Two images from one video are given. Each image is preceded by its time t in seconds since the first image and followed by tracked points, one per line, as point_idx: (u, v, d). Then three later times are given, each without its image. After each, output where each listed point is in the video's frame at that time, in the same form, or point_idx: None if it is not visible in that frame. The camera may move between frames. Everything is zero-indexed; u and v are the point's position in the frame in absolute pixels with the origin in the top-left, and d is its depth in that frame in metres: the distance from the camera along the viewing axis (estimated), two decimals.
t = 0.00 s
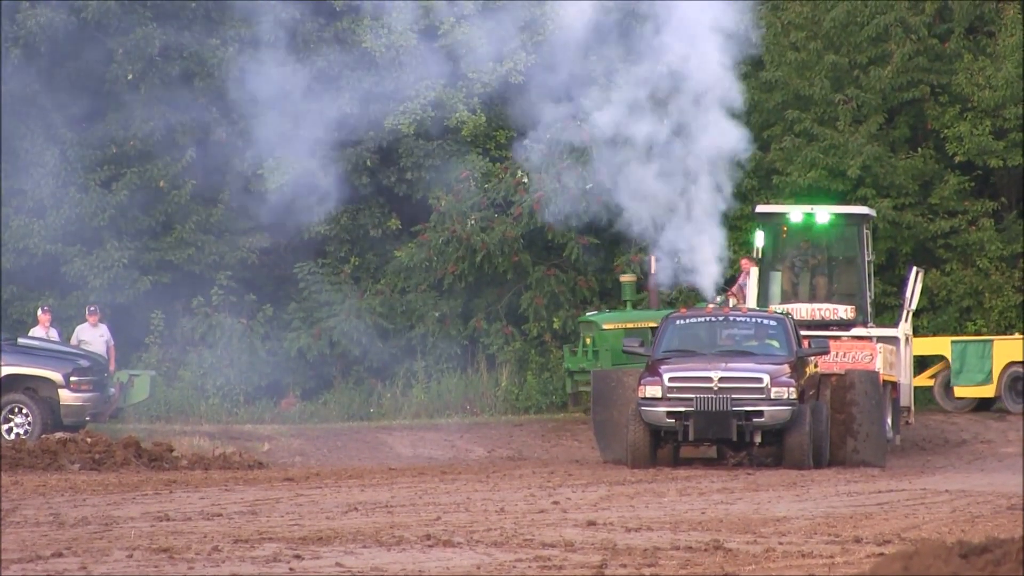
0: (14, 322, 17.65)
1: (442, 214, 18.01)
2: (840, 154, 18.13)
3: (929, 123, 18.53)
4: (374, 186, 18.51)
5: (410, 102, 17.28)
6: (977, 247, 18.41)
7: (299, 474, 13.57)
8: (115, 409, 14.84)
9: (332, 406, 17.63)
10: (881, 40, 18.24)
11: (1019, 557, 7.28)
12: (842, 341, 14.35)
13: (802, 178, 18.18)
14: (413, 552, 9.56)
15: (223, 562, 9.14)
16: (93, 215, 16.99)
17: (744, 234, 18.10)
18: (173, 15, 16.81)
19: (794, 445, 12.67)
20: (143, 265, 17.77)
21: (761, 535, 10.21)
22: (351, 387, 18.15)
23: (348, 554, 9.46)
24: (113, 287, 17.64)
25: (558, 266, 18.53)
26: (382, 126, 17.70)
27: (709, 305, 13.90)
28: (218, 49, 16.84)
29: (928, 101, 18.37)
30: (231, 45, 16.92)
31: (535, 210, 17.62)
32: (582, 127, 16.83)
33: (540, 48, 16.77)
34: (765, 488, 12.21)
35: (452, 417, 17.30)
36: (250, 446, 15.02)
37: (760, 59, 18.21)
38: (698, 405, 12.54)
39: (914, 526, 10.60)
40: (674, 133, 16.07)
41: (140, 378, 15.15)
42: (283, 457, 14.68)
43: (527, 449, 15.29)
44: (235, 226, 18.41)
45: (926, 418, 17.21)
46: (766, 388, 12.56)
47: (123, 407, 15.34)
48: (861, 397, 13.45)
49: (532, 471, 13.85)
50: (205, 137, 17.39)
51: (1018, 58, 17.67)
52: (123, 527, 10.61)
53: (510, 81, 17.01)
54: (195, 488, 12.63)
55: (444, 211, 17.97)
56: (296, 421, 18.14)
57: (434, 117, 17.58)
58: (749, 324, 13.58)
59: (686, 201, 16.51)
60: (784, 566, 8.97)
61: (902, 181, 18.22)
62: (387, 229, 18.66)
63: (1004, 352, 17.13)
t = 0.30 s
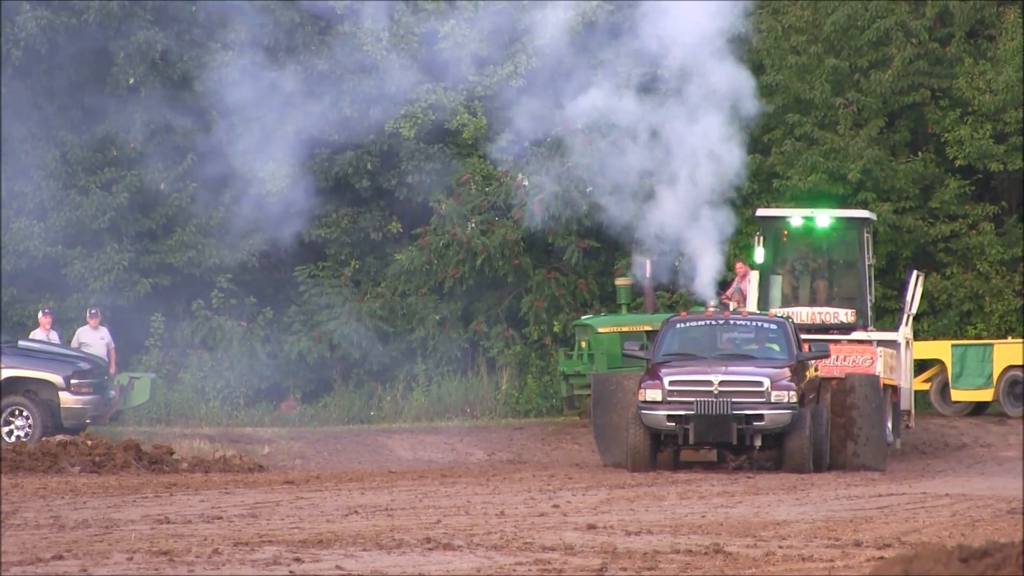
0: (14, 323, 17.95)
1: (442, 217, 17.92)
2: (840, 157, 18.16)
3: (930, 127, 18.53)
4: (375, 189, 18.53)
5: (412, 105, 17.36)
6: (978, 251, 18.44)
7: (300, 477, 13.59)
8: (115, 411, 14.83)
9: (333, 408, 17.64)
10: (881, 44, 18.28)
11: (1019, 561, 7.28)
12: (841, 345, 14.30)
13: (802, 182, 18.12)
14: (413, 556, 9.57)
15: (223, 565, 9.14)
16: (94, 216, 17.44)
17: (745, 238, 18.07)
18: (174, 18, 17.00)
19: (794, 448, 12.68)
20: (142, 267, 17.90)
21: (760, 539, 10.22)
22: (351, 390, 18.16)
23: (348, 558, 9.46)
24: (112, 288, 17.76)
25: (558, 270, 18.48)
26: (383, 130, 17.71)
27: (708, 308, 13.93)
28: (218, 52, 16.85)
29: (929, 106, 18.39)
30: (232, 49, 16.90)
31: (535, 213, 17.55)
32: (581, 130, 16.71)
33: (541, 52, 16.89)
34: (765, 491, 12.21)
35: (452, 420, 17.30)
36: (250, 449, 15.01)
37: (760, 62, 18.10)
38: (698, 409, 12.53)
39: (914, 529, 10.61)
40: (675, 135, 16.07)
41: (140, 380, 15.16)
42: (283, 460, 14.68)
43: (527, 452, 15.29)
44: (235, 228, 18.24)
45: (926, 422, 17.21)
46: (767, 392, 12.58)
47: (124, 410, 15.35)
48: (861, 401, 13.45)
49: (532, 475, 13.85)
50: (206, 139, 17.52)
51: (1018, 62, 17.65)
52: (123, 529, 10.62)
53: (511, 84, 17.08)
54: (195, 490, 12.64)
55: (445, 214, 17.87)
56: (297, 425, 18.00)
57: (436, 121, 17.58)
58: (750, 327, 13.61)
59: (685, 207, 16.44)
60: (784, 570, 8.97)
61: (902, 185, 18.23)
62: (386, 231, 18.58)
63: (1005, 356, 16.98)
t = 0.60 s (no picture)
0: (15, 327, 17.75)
1: (443, 221, 17.74)
2: (842, 161, 18.18)
3: (931, 131, 18.53)
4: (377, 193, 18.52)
5: (411, 110, 17.30)
6: (979, 255, 18.41)
7: (301, 481, 13.61)
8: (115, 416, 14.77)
9: (333, 411, 17.63)
10: (882, 48, 18.21)
11: (1020, 565, 7.28)
12: (842, 348, 14.43)
13: (803, 186, 18.21)
14: (413, 559, 9.57)
15: (224, 568, 9.15)
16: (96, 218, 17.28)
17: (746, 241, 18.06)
18: (174, 23, 17.19)
19: (795, 452, 12.70)
20: (143, 271, 17.73)
21: (761, 542, 10.23)
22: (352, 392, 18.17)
23: (349, 561, 9.47)
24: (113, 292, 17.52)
25: (560, 273, 18.26)
26: (383, 133, 17.68)
27: (710, 312, 13.91)
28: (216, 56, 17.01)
29: (929, 109, 18.37)
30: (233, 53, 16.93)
31: (538, 216, 17.40)
32: (583, 132, 16.95)
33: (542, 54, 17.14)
34: (765, 495, 12.22)
35: (453, 423, 17.31)
36: (251, 452, 15.01)
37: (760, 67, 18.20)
38: (699, 413, 12.55)
39: (915, 533, 10.61)
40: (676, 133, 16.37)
41: (141, 384, 15.14)
42: (284, 463, 14.67)
43: (528, 456, 15.29)
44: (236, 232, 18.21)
45: (927, 426, 17.22)
46: (768, 396, 12.58)
47: (125, 413, 15.35)
48: (861, 405, 13.47)
49: (533, 479, 13.87)
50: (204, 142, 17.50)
51: (1019, 66, 17.62)
52: (123, 532, 10.62)
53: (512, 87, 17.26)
54: (196, 493, 12.64)
55: (446, 219, 17.66)
56: (298, 428, 17.96)
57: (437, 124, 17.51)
58: (751, 331, 13.61)
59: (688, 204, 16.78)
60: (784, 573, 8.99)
61: (903, 189, 18.21)
62: (387, 235, 18.30)
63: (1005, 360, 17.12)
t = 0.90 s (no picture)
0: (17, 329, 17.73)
1: (445, 222, 17.85)
2: (844, 162, 18.14)
3: (932, 131, 18.51)
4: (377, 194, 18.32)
5: (413, 111, 17.32)
6: (981, 256, 18.41)
7: (303, 482, 13.62)
8: (118, 418, 14.78)
9: (336, 412, 17.63)
10: (884, 48, 18.18)
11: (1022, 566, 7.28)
12: (843, 349, 14.39)
13: (805, 187, 18.22)
14: (415, 560, 9.58)
15: (225, 570, 9.15)
16: (98, 221, 16.80)
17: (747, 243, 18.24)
18: (176, 23, 16.90)
19: (797, 453, 12.70)
20: (147, 273, 17.42)
21: (763, 544, 10.22)
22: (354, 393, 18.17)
23: (351, 562, 9.47)
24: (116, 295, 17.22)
25: (561, 274, 18.29)
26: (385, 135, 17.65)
27: (712, 313, 13.90)
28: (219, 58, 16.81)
29: (932, 110, 18.33)
30: (234, 54, 16.92)
31: (540, 217, 17.44)
32: (585, 135, 16.83)
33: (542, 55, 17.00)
34: (767, 496, 12.22)
35: (456, 423, 17.32)
36: (253, 453, 15.01)
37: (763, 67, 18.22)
38: (700, 414, 12.56)
39: (917, 534, 10.61)
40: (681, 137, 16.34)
41: (143, 385, 15.10)
42: (286, 464, 14.68)
43: (529, 457, 15.28)
44: (237, 233, 18.22)
45: (929, 427, 17.20)
46: (769, 397, 12.58)
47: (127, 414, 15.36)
48: (863, 406, 13.44)
49: (534, 480, 13.87)
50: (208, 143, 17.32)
51: (1021, 67, 17.63)
52: (125, 534, 10.63)
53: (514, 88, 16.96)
54: (198, 495, 12.65)
55: (448, 220, 17.76)
56: (300, 429, 17.97)
57: (440, 125, 17.51)
58: (752, 331, 13.61)
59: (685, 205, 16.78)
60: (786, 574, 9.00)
61: (906, 190, 18.20)
62: (389, 236, 18.34)
63: (1008, 362, 17.06)
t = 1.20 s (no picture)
0: (20, 330, 17.69)
1: (448, 223, 17.81)
2: (846, 164, 18.13)
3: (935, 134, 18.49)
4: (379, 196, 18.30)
5: (416, 112, 17.14)
6: (983, 258, 18.41)
7: (305, 484, 13.63)
8: (120, 418, 14.79)
9: (337, 414, 17.60)
10: (887, 50, 18.23)
11: None
12: (846, 351, 14.42)
13: (807, 189, 18.18)
14: (418, 562, 9.57)
15: (229, 571, 9.15)
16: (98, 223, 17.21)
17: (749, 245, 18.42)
18: (177, 25, 16.97)
19: (799, 455, 12.70)
20: (148, 274, 17.47)
21: (766, 546, 10.22)
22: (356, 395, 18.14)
23: (354, 564, 9.47)
24: (117, 296, 17.47)
25: (563, 275, 18.18)
26: (387, 136, 17.61)
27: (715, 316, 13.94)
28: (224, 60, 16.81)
29: (934, 112, 18.34)
30: (238, 55, 16.88)
31: (542, 219, 17.33)
32: (589, 136, 16.96)
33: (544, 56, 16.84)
34: (770, 498, 12.21)
35: (457, 425, 17.30)
36: (255, 455, 15.00)
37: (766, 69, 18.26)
38: (703, 415, 12.57)
39: (919, 537, 10.60)
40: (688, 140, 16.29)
41: (146, 387, 15.12)
42: (288, 466, 14.68)
43: (532, 459, 15.27)
44: (239, 235, 18.18)
45: (932, 429, 17.19)
46: (772, 399, 12.57)
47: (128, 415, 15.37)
48: (866, 408, 13.46)
49: (537, 482, 13.87)
50: (210, 143, 17.29)
51: None
52: (128, 535, 10.63)
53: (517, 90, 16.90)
54: (200, 497, 12.65)
55: (450, 221, 17.76)
56: (302, 431, 17.94)
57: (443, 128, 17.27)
58: (756, 334, 13.61)
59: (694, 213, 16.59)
60: None
61: (908, 191, 18.22)
62: (392, 238, 18.25)
63: (1009, 364, 17.06)
